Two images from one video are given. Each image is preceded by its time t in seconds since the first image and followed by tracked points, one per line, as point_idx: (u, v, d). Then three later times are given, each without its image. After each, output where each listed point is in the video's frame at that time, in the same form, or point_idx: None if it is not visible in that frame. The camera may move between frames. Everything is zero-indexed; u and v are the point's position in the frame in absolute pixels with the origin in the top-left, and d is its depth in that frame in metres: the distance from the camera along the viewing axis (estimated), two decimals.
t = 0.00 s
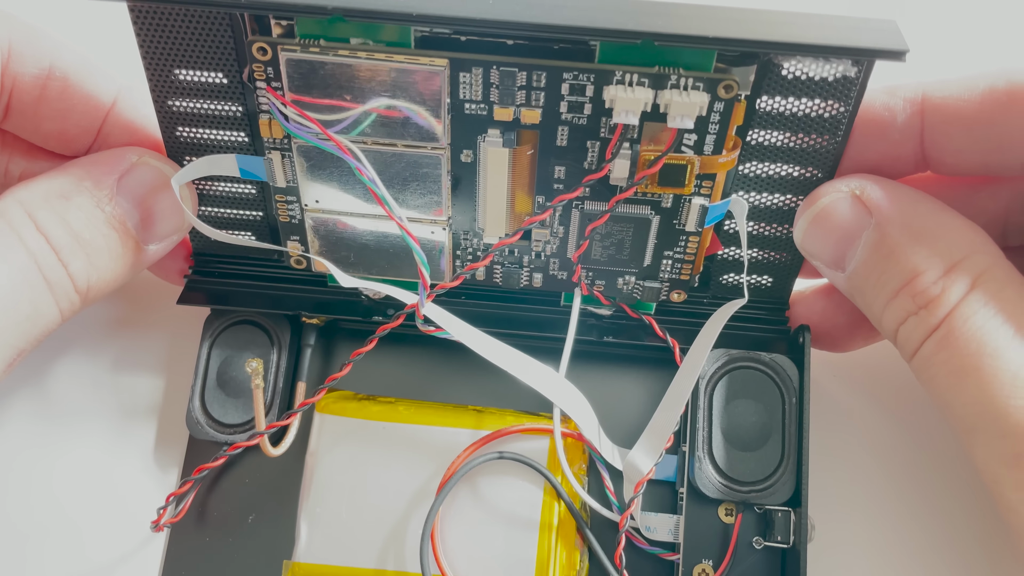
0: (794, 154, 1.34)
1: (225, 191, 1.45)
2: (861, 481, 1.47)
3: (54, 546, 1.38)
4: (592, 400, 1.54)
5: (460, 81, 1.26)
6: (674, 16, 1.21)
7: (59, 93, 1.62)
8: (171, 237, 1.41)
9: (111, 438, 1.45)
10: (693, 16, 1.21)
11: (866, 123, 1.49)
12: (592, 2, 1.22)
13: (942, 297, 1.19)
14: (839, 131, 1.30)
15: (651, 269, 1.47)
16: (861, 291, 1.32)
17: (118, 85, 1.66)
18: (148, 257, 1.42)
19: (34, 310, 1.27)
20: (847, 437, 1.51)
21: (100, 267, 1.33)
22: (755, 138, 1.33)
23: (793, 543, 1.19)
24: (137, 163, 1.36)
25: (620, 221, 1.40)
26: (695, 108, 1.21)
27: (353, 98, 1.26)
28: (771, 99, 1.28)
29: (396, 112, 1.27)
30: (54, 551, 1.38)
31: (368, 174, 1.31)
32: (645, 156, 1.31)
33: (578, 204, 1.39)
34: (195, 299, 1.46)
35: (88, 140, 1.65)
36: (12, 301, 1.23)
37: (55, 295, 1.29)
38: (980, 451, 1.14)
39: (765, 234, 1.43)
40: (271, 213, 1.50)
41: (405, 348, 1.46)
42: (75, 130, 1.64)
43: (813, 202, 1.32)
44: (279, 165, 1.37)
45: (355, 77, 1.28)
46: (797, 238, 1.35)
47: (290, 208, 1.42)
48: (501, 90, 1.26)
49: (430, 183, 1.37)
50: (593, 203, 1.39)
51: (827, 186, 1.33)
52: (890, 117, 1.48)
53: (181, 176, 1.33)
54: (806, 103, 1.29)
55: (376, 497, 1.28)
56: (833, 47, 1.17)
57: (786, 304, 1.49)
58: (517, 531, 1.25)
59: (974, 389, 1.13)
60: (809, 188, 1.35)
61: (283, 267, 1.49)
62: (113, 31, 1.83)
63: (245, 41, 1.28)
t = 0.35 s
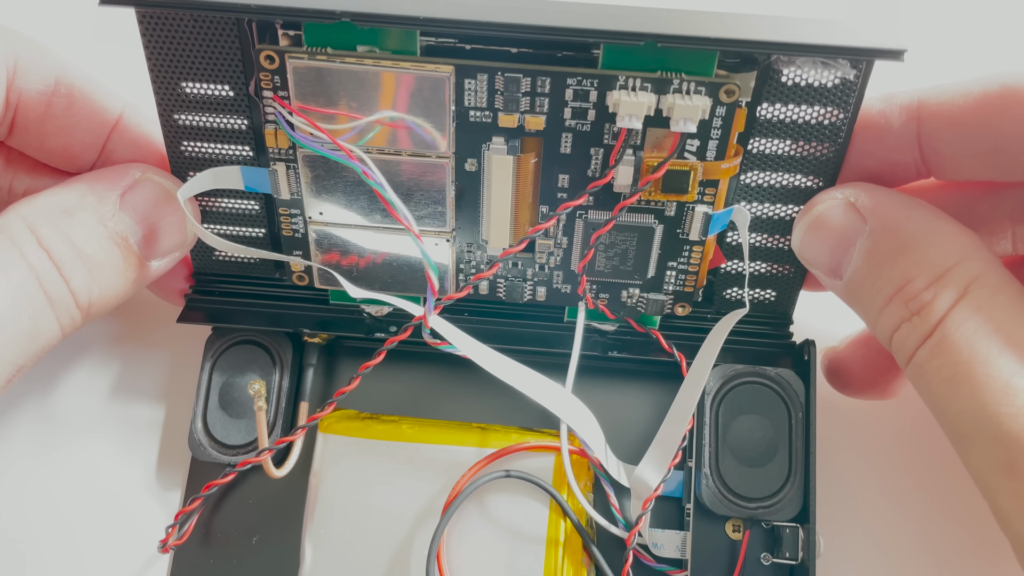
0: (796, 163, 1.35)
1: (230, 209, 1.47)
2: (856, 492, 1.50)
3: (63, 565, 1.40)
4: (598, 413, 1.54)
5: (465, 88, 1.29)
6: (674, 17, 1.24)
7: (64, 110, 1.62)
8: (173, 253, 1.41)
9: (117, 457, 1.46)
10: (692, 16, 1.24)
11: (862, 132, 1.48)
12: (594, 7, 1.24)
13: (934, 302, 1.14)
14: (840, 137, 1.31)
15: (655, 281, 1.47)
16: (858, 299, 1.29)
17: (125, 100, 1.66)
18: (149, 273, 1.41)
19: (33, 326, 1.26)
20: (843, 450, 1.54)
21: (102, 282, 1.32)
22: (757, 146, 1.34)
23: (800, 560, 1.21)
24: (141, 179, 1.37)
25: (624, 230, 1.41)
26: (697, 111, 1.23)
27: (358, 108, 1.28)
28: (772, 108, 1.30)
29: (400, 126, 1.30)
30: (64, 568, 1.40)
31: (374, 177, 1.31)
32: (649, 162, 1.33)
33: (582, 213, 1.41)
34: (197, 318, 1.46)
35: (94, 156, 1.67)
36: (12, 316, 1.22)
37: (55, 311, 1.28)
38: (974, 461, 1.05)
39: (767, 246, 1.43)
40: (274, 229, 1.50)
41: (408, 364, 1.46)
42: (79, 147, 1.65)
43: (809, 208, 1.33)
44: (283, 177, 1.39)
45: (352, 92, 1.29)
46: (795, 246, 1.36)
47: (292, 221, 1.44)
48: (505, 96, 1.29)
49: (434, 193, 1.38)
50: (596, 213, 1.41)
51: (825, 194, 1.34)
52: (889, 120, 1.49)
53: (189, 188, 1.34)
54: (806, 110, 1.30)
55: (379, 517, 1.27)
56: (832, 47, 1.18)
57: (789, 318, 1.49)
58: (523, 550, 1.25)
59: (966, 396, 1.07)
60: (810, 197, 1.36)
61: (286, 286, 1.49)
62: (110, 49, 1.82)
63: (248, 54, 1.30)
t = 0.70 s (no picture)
0: (801, 176, 1.36)
1: (233, 224, 1.48)
2: (858, 510, 1.50)
3: None
4: (600, 428, 1.53)
5: (469, 100, 1.30)
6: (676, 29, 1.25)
7: (67, 124, 1.62)
8: (176, 267, 1.41)
9: (115, 474, 1.46)
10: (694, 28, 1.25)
11: (865, 140, 1.51)
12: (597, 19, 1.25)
13: (933, 327, 1.15)
14: (841, 152, 1.32)
15: (657, 296, 1.47)
16: (857, 321, 1.29)
17: (130, 112, 1.68)
18: (151, 287, 1.41)
19: (34, 339, 1.26)
20: (846, 468, 1.53)
21: (104, 296, 1.32)
22: (761, 160, 1.35)
23: None
24: (144, 193, 1.37)
25: (627, 245, 1.41)
26: (700, 123, 1.25)
27: (363, 119, 1.29)
28: (774, 122, 1.31)
29: (405, 140, 1.31)
30: None
31: (378, 186, 1.31)
32: (652, 174, 1.34)
33: (585, 225, 1.42)
34: (197, 333, 1.46)
35: (97, 169, 1.67)
36: (14, 329, 1.22)
37: (57, 324, 1.28)
38: (972, 488, 1.07)
39: (768, 262, 1.43)
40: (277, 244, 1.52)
41: (408, 378, 1.47)
42: (83, 160, 1.65)
43: (808, 230, 1.33)
44: (287, 190, 1.40)
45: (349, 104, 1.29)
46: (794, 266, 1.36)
47: (295, 234, 1.46)
48: (509, 108, 1.30)
49: (437, 206, 1.39)
50: (598, 226, 1.42)
51: (823, 214, 1.33)
52: (888, 134, 1.51)
53: (194, 201, 1.34)
54: (808, 124, 1.31)
55: (379, 535, 1.27)
56: (835, 59, 1.19)
57: (790, 336, 1.48)
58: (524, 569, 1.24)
59: (964, 424, 1.08)
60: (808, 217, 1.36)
61: (288, 301, 1.50)
62: (111, 60, 1.83)
63: (253, 64, 1.32)
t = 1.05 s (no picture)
0: (796, 172, 1.38)
1: (233, 227, 1.48)
2: (857, 512, 1.51)
3: None
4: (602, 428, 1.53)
5: (471, 95, 1.31)
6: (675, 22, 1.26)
7: (69, 127, 1.61)
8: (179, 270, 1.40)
9: (115, 481, 1.46)
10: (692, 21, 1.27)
11: (855, 146, 1.56)
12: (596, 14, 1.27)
13: (921, 347, 1.20)
14: (837, 147, 1.34)
15: (657, 295, 1.47)
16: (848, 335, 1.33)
17: (133, 112, 1.68)
18: (154, 290, 1.40)
19: (36, 342, 1.25)
20: (845, 470, 1.53)
21: (107, 299, 1.32)
22: (756, 158, 1.37)
23: None
24: (147, 197, 1.37)
25: (627, 241, 1.41)
26: (698, 116, 1.27)
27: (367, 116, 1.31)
28: (770, 117, 1.33)
29: (408, 143, 1.33)
30: None
31: (381, 180, 1.30)
32: (651, 168, 1.36)
33: (585, 223, 1.42)
34: (196, 337, 1.45)
35: (98, 172, 1.66)
36: (16, 332, 1.21)
37: (60, 327, 1.27)
38: (957, 503, 1.12)
39: (766, 262, 1.44)
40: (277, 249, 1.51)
41: (408, 382, 1.46)
42: (83, 163, 1.64)
43: (805, 244, 1.34)
44: (289, 190, 1.42)
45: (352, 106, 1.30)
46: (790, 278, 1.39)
47: (296, 234, 1.46)
48: (510, 103, 1.32)
49: (439, 203, 1.39)
50: (598, 223, 1.42)
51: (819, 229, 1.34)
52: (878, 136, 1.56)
53: (196, 201, 1.34)
54: (803, 120, 1.33)
55: (380, 539, 1.27)
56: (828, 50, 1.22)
57: (791, 338, 1.47)
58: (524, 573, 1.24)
59: (946, 444, 1.13)
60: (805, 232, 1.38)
61: (288, 305, 1.50)
62: (117, 60, 1.81)
63: (259, 66, 1.33)
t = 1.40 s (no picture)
0: (794, 174, 1.38)
1: (236, 230, 1.48)
2: (855, 520, 1.51)
3: None
4: (603, 433, 1.53)
5: (475, 94, 1.32)
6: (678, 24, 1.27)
7: (74, 131, 1.61)
8: (184, 271, 1.40)
9: (116, 487, 1.46)
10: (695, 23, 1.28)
11: (852, 151, 1.57)
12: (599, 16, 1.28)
13: (915, 361, 1.19)
14: (835, 150, 1.35)
15: (658, 298, 1.46)
16: (843, 349, 1.33)
17: (139, 115, 1.67)
18: (158, 291, 1.40)
19: (41, 342, 1.25)
20: (844, 477, 1.54)
21: (111, 301, 1.31)
22: (756, 160, 1.37)
23: None
24: (151, 199, 1.36)
25: (628, 242, 1.41)
26: (699, 114, 1.27)
27: (372, 113, 1.31)
28: (769, 119, 1.34)
29: (411, 146, 1.34)
30: None
31: (385, 174, 1.32)
32: (652, 168, 1.36)
33: (586, 224, 1.41)
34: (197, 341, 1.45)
35: (103, 174, 1.66)
36: (20, 332, 1.21)
37: (64, 327, 1.27)
38: (952, 518, 1.12)
39: (765, 266, 1.44)
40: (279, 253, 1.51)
41: (408, 387, 1.46)
42: (88, 165, 1.64)
43: (801, 256, 1.34)
44: (293, 189, 1.41)
45: (354, 107, 1.31)
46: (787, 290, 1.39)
47: (299, 235, 1.45)
48: (514, 102, 1.32)
49: (442, 202, 1.39)
50: (600, 224, 1.41)
51: (816, 242, 1.34)
52: (878, 139, 1.56)
53: (202, 201, 1.35)
54: (801, 123, 1.34)
55: (380, 544, 1.27)
56: (830, 48, 1.23)
57: (792, 345, 1.47)
58: None
59: (942, 459, 1.13)
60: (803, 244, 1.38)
61: (289, 309, 1.50)
62: (120, 63, 1.81)
63: (268, 63, 1.35)
